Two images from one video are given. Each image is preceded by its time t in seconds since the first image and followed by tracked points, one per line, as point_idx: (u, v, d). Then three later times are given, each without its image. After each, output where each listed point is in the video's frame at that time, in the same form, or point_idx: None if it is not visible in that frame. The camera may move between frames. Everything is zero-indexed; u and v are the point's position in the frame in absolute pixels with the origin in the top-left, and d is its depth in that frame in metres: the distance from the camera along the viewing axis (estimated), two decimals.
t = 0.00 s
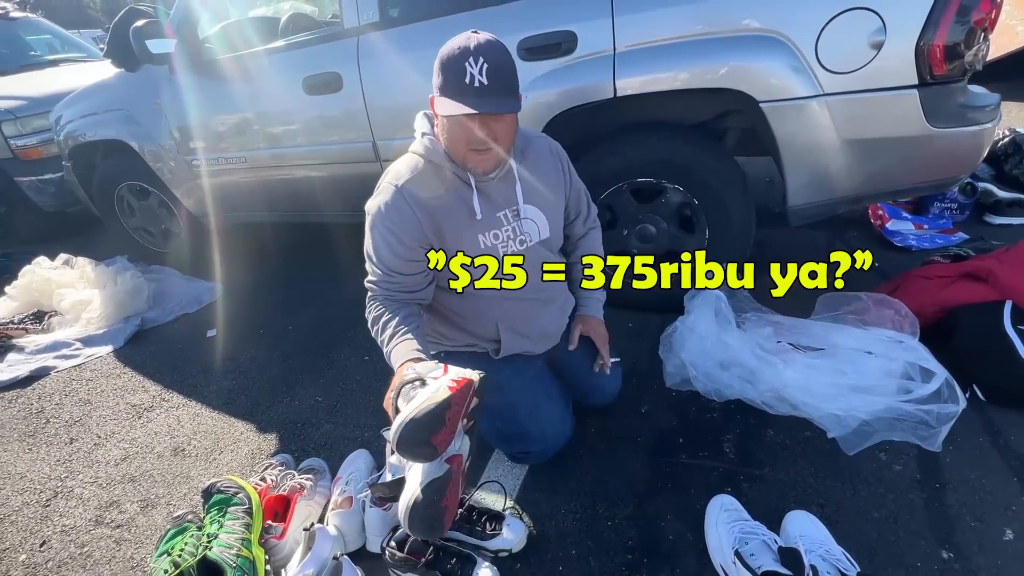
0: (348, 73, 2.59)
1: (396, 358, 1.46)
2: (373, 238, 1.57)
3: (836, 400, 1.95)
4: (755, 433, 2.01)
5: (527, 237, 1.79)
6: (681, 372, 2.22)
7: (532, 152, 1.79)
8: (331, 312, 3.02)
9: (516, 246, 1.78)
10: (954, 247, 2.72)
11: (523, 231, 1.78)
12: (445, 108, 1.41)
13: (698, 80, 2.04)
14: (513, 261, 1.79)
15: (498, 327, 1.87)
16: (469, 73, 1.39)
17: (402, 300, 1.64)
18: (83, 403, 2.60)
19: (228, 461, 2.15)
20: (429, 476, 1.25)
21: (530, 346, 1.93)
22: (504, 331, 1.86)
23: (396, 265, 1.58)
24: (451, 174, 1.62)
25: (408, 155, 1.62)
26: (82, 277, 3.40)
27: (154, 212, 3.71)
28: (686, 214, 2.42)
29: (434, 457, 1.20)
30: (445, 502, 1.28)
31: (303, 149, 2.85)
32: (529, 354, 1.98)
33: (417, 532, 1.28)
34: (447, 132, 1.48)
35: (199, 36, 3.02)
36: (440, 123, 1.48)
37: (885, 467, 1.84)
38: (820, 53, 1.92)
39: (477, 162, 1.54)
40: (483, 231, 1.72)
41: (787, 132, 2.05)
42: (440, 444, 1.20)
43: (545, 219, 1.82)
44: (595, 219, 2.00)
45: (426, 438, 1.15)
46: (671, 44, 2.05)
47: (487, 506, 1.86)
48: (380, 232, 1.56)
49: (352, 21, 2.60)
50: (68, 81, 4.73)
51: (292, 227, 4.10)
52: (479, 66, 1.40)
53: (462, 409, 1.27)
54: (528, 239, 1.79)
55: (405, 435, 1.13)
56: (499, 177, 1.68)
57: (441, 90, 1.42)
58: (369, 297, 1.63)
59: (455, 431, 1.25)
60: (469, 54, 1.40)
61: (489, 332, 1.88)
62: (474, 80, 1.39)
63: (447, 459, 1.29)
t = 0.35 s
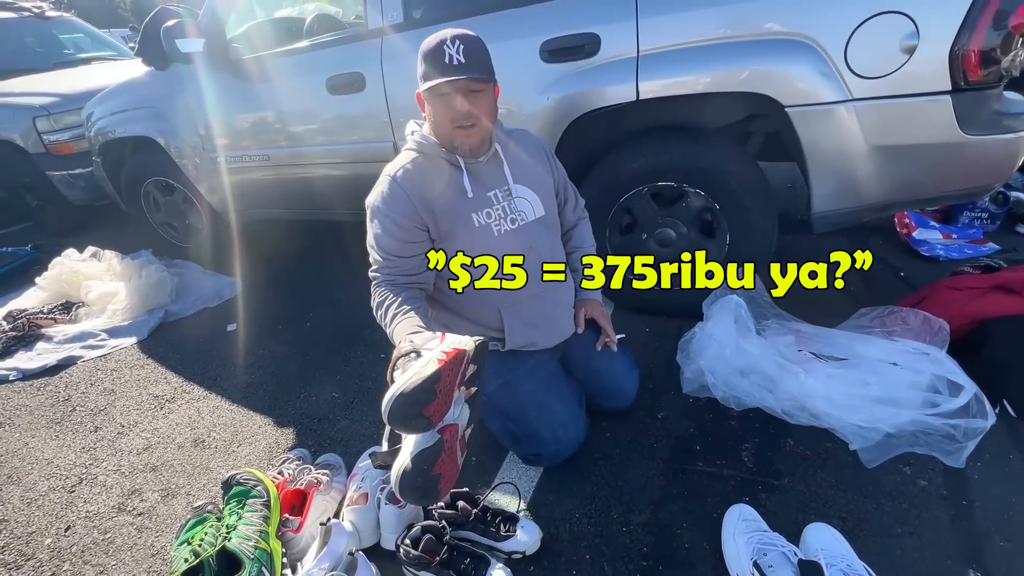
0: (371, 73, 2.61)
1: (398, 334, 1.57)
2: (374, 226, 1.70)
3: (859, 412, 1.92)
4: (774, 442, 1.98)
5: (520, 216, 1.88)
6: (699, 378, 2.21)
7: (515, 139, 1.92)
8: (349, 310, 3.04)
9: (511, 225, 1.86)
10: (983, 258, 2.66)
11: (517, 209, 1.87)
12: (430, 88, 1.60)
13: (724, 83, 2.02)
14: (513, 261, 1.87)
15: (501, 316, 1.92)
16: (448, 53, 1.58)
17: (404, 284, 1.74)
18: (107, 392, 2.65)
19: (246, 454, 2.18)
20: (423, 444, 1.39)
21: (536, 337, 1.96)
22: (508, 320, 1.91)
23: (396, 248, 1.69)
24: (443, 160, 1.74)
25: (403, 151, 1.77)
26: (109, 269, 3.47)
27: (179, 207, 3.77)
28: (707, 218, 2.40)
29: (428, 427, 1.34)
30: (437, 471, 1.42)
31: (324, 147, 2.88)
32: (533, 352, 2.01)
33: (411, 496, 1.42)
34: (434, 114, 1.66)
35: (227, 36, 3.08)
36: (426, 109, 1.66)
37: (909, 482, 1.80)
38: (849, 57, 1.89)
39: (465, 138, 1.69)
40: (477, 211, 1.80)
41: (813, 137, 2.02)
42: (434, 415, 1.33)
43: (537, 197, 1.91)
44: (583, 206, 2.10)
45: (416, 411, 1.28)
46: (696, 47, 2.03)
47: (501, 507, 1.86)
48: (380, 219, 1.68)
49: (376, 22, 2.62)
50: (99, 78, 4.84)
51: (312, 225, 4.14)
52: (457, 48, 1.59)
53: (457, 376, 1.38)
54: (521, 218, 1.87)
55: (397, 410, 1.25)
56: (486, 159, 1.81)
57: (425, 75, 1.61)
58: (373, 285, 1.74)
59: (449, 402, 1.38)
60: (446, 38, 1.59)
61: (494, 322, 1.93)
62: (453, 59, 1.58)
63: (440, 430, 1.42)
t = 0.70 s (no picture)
0: (391, 74, 2.63)
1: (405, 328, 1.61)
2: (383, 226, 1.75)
3: (879, 422, 1.90)
4: (791, 450, 1.96)
5: (526, 214, 1.88)
6: (714, 384, 2.19)
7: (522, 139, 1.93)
8: (365, 308, 3.06)
9: (517, 222, 1.86)
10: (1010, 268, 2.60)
11: (524, 206, 1.87)
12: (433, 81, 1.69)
13: (747, 86, 2.00)
14: (513, 261, 1.87)
15: (509, 315, 1.92)
16: (449, 46, 1.67)
17: (411, 283, 1.77)
18: (129, 383, 2.69)
19: (262, 447, 2.20)
20: (428, 428, 1.43)
21: (545, 335, 1.96)
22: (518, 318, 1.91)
23: (401, 245, 1.73)
24: (448, 159, 1.79)
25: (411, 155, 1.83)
26: (132, 263, 3.53)
27: (200, 203, 3.82)
28: (725, 223, 2.38)
29: (433, 411, 1.38)
30: (444, 453, 1.46)
31: (343, 146, 2.90)
32: (542, 352, 2.01)
33: (419, 478, 1.47)
34: (438, 109, 1.73)
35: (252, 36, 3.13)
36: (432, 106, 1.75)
37: (930, 495, 1.76)
38: (875, 61, 1.87)
39: (468, 127, 1.71)
40: (482, 208, 1.82)
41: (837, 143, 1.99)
42: (438, 399, 1.38)
43: (545, 195, 1.91)
44: (596, 205, 2.10)
45: (421, 396, 1.32)
46: (719, 49, 2.02)
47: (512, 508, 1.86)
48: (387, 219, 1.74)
49: (397, 23, 2.64)
50: (125, 76, 4.93)
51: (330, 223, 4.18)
52: (457, 41, 1.68)
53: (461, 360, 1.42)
54: (527, 216, 1.88)
55: (402, 394, 1.30)
56: (492, 159, 1.84)
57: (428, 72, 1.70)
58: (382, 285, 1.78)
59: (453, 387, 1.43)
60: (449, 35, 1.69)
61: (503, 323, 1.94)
62: (454, 50, 1.66)
63: (445, 414, 1.46)
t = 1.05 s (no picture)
0: (409, 74, 2.64)
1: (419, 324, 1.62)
2: (400, 223, 1.76)
3: (897, 429, 1.88)
4: (807, 457, 1.94)
5: (543, 214, 1.87)
6: (729, 388, 2.16)
7: (540, 139, 1.94)
8: (379, 306, 3.08)
9: (534, 222, 1.85)
10: None
11: (541, 206, 1.87)
12: (454, 80, 1.72)
13: (768, 88, 1.99)
14: (525, 261, 1.86)
15: (524, 314, 1.92)
16: (471, 45, 1.70)
17: (426, 281, 1.77)
18: (148, 374, 2.73)
19: (277, 440, 2.22)
20: (427, 431, 1.44)
21: (559, 336, 1.96)
22: (532, 316, 1.92)
23: (418, 243, 1.74)
24: (467, 158, 1.80)
25: (429, 153, 1.84)
26: (152, 257, 3.58)
27: (219, 200, 3.86)
28: (742, 226, 2.36)
29: (432, 415, 1.39)
30: (437, 460, 1.45)
31: (359, 145, 2.92)
32: (556, 351, 2.01)
33: (410, 482, 1.45)
34: (458, 107, 1.75)
35: (273, 35, 3.16)
36: (452, 104, 1.77)
37: (950, 506, 1.73)
38: (900, 65, 1.85)
39: (487, 123, 1.73)
40: (500, 206, 1.81)
41: (859, 146, 1.98)
42: (439, 403, 1.39)
43: (562, 195, 1.91)
44: (613, 205, 2.09)
45: (423, 397, 1.33)
46: (740, 51, 2.00)
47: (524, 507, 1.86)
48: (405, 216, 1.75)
49: (416, 23, 2.65)
50: (148, 74, 5.01)
51: (345, 222, 4.21)
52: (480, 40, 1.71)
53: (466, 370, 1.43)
54: (544, 215, 1.87)
55: (405, 394, 1.31)
56: (510, 159, 1.84)
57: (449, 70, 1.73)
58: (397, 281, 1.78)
59: (456, 392, 1.43)
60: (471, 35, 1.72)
61: (517, 322, 1.94)
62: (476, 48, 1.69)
63: (444, 419, 1.46)
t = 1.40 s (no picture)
0: (423, 74, 2.65)
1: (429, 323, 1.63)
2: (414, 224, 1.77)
3: (911, 435, 1.87)
4: (818, 462, 1.93)
5: (556, 216, 1.87)
6: (740, 392, 2.16)
7: (554, 141, 1.94)
8: (389, 304, 3.09)
9: (547, 224, 1.86)
10: None
11: (554, 207, 1.87)
12: (470, 93, 1.70)
13: (784, 91, 1.98)
14: (536, 263, 1.86)
15: (535, 315, 1.92)
16: (488, 59, 1.66)
17: (441, 283, 1.78)
18: (162, 369, 2.76)
19: (288, 436, 2.24)
20: (441, 413, 1.45)
21: (570, 337, 1.97)
22: (544, 316, 1.92)
23: (432, 245, 1.75)
24: (481, 162, 1.81)
25: (443, 154, 1.85)
26: (166, 253, 3.61)
27: (232, 197, 3.89)
28: (754, 229, 2.35)
29: (446, 397, 1.40)
30: (451, 442, 1.45)
31: (371, 145, 2.93)
32: (567, 352, 2.01)
33: (424, 465, 1.45)
34: (473, 117, 1.75)
35: (287, 34, 3.18)
36: (467, 112, 1.76)
37: (964, 514, 1.72)
38: (918, 68, 1.83)
39: (503, 141, 1.76)
40: (513, 208, 1.81)
41: (875, 150, 1.97)
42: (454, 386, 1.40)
43: (575, 196, 1.91)
44: (626, 207, 2.09)
45: (437, 377, 1.35)
46: (755, 53, 2.00)
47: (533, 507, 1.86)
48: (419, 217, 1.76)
49: (430, 23, 2.66)
50: (164, 73, 5.06)
51: (356, 221, 4.23)
52: (496, 54, 1.68)
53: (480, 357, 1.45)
54: (557, 217, 1.87)
55: (420, 372, 1.33)
56: (523, 161, 1.85)
57: (465, 79, 1.71)
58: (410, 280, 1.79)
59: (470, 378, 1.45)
60: (488, 46, 1.68)
61: (529, 324, 1.95)
62: (493, 64, 1.66)
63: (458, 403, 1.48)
